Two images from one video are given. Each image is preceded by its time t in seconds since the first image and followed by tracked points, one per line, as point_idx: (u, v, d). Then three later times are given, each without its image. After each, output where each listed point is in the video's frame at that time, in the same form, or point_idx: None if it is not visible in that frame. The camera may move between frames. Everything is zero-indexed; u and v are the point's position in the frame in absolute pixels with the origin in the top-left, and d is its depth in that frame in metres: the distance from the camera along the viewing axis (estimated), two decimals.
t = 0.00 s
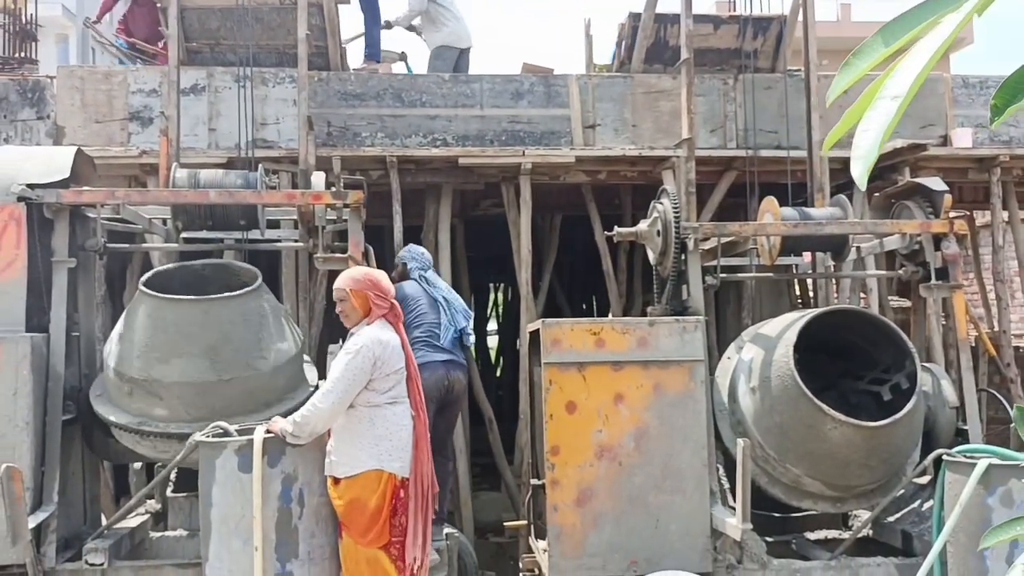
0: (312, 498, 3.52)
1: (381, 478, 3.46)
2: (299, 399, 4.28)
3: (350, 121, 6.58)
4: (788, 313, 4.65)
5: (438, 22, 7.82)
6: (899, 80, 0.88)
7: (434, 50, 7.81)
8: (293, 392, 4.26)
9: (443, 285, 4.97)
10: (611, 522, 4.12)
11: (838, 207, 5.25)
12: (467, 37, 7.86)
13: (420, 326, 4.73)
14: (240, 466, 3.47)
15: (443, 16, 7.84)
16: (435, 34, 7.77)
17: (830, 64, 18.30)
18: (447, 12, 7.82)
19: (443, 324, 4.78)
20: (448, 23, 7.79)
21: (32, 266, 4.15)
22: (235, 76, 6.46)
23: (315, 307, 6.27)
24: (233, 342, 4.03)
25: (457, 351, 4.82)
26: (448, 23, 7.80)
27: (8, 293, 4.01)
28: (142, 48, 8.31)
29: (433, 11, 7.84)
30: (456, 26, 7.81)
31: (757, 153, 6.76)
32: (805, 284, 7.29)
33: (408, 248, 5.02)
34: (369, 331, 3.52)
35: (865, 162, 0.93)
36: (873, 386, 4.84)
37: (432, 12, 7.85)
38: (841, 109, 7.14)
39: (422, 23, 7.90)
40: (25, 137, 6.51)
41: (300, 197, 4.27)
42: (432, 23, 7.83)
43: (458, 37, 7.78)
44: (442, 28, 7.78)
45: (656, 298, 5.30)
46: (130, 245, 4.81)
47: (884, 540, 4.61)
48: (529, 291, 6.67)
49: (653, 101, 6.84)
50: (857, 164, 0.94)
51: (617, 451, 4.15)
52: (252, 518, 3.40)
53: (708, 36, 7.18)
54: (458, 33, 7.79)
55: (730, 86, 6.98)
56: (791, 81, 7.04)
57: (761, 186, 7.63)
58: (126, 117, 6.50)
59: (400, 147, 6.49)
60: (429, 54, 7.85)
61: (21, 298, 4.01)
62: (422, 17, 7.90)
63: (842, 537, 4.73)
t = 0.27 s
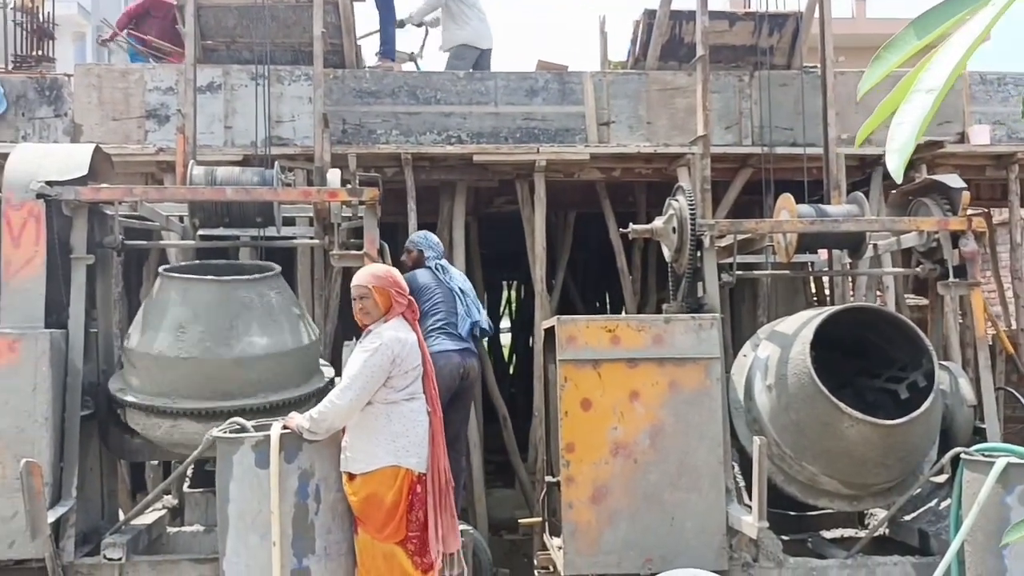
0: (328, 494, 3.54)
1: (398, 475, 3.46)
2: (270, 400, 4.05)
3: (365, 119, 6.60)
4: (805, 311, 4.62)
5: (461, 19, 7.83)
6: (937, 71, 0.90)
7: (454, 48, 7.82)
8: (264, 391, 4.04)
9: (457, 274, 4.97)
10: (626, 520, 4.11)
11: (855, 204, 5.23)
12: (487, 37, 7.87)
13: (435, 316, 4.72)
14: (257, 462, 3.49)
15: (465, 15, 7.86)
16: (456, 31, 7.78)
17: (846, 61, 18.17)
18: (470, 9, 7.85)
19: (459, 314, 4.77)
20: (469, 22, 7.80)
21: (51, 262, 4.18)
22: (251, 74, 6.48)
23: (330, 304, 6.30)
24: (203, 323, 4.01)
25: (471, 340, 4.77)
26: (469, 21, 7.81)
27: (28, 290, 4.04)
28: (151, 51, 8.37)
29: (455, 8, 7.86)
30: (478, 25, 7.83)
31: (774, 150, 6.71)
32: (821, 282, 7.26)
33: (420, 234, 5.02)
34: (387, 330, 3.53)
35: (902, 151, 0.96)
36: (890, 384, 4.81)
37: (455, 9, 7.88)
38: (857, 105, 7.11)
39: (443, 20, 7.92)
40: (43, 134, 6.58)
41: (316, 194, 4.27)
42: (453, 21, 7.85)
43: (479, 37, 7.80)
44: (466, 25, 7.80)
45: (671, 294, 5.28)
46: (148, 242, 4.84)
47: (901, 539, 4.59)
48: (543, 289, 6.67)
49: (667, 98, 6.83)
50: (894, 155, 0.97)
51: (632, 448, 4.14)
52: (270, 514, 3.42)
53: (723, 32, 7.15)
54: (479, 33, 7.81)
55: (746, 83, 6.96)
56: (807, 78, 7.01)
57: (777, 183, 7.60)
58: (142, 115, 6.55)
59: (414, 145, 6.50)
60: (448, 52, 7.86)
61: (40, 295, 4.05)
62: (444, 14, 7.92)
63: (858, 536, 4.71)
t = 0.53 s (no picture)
0: (346, 492, 3.56)
1: (416, 473, 3.48)
2: (225, 386, 3.94)
3: (383, 119, 6.62)
4: (824, 310, 4.60)
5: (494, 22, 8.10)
6: (955, 80, 1.43)
7: (481, 49, 8.10)
8: (223, 377, 3.96)
9: (470, 272, 4.99)
10: (643, 519, 4.11)
11: (873, 203, 5.20)
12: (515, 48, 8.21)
13: (450, 312, 4.73)
14: (276, 460, 3.51)
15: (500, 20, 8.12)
16: (489, 32, 8.05)
17: (864, 58, 18.04)
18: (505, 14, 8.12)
19: (473, 310, 4.78)
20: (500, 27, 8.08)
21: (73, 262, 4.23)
22: (270, 75, 6.53)
23: (348, 303, 6.34)
24: (188, 309, 4.11)
25: (486, 338, 4.79)
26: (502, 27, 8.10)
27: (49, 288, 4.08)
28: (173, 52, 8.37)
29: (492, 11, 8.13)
30: (508, 34, 8.13)
31: (791, 149, 6.69)
32: (839, 281, 7.23)
33: (434, 233, 5.06)
34: (405, 328, 3.55)
35: (930, 142, 1.44)
36: (908, 384, 4.78)
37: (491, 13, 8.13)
38: (875, 104, 7.07)
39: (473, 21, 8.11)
40: (65, 135, 6.66)
41: (334, 193, 4.29)
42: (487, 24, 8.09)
43: (508, 45, 8.09)
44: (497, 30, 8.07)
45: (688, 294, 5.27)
46: (168, 242, 4.88)
47: (919, 540, 4.57)
48: (560, 288, 6.67)
49: (684, 97, 6.82)
50: (922, 149, 1.45)
51: (649, 448, 4.13)
52: (288, 512, 3.44)
53: (741, 31, 7.13)
54: (508, 42, 8.10)
55: (763, 82, 6.95)
56: (825, 77, 6.99)
57: (795, 182, 7.58)
58: (162, 115, 6.63)
59: (431, 144, 6.53)
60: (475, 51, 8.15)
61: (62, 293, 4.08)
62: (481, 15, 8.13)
63: (877, 536, 4.69)
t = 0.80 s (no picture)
0: (362, 490, 3.57)
1: (431, 471, 3.49)
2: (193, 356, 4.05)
3: (398, 119, 6.64)
4: (841, 309, 4.58)
5: (519, 18, 8.21)
6: (978, 83, 1.58)
7: (502, 46, 8.18)
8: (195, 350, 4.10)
9: (483, 271, 4.99)
10: (659, 519, 4.10)
11: (891, 201, 5.17)
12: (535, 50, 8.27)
13: (466, 312, 4.73)
14: (293, 458, 3.53)
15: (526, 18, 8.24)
16: (512, 29, 8.13)
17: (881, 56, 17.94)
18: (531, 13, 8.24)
19: (489, 309, 4.79)
20: (523, 26, 8.18)
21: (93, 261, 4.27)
22: (287, 75, 6.56)
23: (364, 302, 6.38)
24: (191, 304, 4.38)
25: (503, 335, 4.79)
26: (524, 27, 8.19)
27: (67, 287, 4.09)
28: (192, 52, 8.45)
29: (517, 10, 8.23)
30: (530, 35, 8.21)
31: (807, 148, 6.72)
32: (855, 280, 7.20)
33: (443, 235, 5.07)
34: (419, 326, 3.56)
35: (956, 143, 1.59)
36: (926, 383, 4.75)
37: (515, 13, 8.23)
38: (892, 102, 7.03)
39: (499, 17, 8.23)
40: (84, 135, 6.72)
41: (351, 193, 4.30)
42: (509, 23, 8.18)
43: (529, 45, 8.19)
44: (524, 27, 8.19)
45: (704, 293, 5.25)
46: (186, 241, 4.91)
47: (937, 541, 4.54)
48: (575, 287, 6.67)
49: (700, 96, 6.81)
50: (948, 151, 1.60)
51: (664, 447, 4.13)
52: (305, 509, 3.46)
53: (757, 30, 7.11)
54: (529, 42, 8.19)
55: (780, 80, 6.92)
56: (842, 75, 6.96)
57: (811, 181, 7.55)
58: (181, 115, 6.69)
59: (447, 144, 6.54)
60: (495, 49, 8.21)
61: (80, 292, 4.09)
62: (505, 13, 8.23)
63: (894, 537, 4.66)
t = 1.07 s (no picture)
0: (382, 485, 3.62)
1: (449, 466, 3.54)
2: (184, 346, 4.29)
3: (416, 119, 6.70)
4: (858, 307, 4.59)
5: (532, 16, 8.24)
6: (1003, 77, 1.61)
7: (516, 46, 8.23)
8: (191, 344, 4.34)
9: (497, 271, 5.04)
10: (677, 516, 4.13)
11: (909, 199, 5.17)
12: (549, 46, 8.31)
13: (484, 311, 4.77)
14: (314, 453, 3.58)
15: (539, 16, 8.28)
16: (525, 28, 8.16)
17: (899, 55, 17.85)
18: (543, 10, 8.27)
19: (507, 307, 4.83)
20: (536, 25, 8.21)
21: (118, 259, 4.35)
22: (306, 76, 6.64)
23: (382, 300, 6.44)
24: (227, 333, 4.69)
25: (522, 333, 4.83)
26: (537, 25, 8.22)
27: (92, 285, 4.15)
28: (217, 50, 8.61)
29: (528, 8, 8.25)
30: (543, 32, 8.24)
31: (824, 146, 6.71)
32: (873, 279, 7.18)
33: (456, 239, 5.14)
34: (437, 323, 3.60)
35: (982, 137, 1.62)
36: (944, 381, 4.75)
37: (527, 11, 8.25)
38: (910, 101, 7.02)
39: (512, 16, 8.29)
40: (107, 136, 6.83)
41: (369, 191, 4.34)
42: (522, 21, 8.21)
43: (542, 43, 8.22)
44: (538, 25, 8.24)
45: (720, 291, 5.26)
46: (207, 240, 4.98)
47: (955, 539, 4.54)
48: (591, 286, 6.70)
49: (717, 95, 6.83)
50: (974, 144, 1.63)
51: (682, 444, 4.15)
52: (326, 504, 3.51)
53: (773, 29, 7.11)
54: (543, 40, 8.23)
55: (797, 79, 6.92)
56: (859, 74, 6.95)
57: (828, 180, 7.55)
58: (202, 116, 6.78)
59: (464, 143, 6.59)
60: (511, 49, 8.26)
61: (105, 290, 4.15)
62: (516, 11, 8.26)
63: (912, 535, 4.66)
